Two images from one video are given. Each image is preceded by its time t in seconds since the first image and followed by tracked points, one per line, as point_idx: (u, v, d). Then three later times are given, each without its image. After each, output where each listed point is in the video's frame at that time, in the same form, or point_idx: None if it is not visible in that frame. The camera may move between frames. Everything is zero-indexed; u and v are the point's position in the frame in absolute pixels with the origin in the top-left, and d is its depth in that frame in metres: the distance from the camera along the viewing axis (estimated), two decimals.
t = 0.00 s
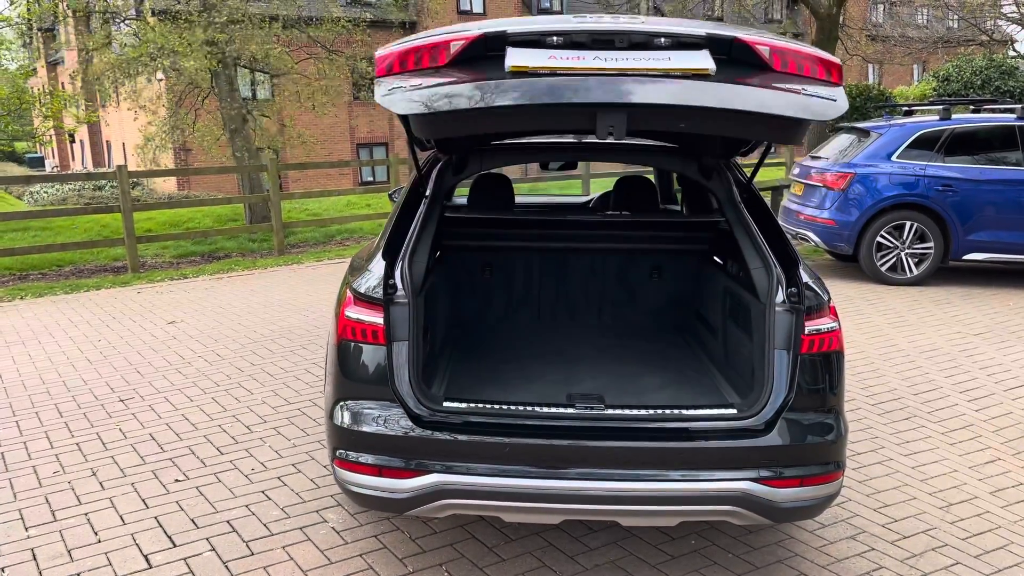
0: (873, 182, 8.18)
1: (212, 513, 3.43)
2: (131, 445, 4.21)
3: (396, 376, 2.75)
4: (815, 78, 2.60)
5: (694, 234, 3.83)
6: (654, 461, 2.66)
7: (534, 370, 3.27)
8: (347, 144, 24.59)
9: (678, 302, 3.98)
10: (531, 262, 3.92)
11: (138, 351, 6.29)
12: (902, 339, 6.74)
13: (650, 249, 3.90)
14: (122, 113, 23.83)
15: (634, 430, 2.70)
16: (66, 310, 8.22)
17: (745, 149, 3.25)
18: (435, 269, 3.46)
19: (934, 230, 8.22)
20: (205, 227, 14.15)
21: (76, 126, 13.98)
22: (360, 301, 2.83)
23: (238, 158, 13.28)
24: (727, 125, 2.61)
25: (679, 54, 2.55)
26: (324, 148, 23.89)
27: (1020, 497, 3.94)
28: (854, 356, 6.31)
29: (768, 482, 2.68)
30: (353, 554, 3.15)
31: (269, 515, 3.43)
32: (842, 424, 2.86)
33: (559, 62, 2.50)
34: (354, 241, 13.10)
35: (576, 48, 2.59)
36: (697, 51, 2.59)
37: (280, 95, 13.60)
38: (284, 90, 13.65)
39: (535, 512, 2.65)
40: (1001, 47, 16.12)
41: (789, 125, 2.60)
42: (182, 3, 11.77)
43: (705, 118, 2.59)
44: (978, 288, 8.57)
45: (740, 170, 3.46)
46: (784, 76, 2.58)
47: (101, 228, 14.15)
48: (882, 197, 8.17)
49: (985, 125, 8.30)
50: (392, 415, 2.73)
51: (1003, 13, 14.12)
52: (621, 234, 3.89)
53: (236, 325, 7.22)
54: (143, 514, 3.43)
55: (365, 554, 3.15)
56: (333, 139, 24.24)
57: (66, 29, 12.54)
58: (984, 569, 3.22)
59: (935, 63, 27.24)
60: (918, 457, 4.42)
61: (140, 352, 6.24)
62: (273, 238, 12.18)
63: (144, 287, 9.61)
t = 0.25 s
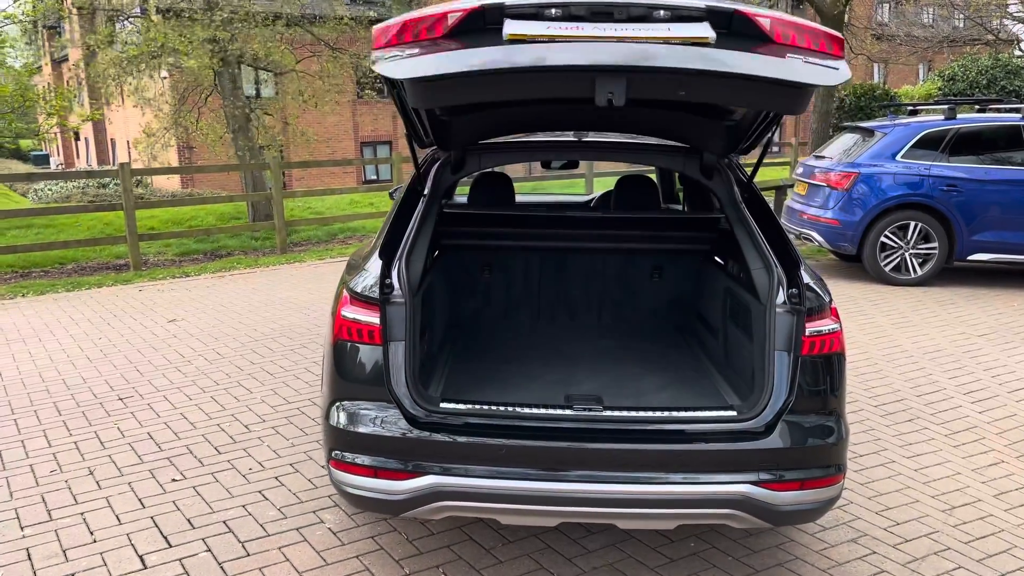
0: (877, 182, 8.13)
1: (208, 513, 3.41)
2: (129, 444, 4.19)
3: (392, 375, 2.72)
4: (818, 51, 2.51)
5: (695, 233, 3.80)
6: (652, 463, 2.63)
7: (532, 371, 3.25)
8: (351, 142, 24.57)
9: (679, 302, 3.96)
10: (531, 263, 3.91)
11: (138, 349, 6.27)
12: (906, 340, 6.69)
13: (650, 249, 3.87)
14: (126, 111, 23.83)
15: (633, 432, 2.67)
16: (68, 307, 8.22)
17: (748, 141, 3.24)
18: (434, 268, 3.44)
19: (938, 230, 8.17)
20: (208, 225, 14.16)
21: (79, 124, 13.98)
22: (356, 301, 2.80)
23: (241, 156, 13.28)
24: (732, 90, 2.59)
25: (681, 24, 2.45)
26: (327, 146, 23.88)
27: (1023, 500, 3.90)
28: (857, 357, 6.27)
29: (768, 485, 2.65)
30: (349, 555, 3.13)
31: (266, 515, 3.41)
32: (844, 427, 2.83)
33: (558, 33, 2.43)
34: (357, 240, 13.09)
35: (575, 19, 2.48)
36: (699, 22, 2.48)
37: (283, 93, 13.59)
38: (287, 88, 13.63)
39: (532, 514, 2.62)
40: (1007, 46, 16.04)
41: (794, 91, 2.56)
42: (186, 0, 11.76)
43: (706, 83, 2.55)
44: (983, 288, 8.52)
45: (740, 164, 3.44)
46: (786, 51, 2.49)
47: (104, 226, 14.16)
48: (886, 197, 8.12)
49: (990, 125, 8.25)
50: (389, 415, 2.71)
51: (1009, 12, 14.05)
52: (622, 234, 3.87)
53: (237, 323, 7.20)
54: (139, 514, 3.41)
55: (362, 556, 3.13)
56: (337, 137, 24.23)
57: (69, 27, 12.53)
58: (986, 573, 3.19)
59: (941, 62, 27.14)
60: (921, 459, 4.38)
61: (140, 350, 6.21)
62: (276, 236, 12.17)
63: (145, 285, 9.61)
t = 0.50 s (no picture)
0: (885, 181, 8.02)
1: (197, 516, 3.35)
2: (120, 444, 4.13)
3: (381, 378, 2.65)
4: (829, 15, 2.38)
5: (695, 233, 3.72)
6: (648, 471, 2.55)
7: (527, 373, 3.18)
8: (356, 139, 24.49)
9: (679, 302, 3.87)
10: (529, 262, 3.84)
11: (135, 347, 6.22)
12: (912, 342, 6.58)
13: (650, 249, 3.79)
14: (132, 106, 23.82)
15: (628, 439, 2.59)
16: (67, 303, 8.17)
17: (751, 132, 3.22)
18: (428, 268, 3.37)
19: (946, 230, 8.06)
20: (211, 221, 14.11)
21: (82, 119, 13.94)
22: (345, 301, 2.72)
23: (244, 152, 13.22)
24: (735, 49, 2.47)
25: None
26: (332, 143, 23.81)
27: None
28: (863, 359, 6.16)
29: (767, 494, 2.57)
30: (338, 562, 3.06)
31: (255, 518, 3.34)
32: (846, 434, 2.74)
33: None
34: (360, 237, 13.02)
35: None
36: None
37: (287, 89, 13.51)
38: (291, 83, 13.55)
39: (524, 522, 2.54)
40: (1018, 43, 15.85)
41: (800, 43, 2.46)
42: None
43: (708, 41, 2.42)
44: (991, 289, 8.40)
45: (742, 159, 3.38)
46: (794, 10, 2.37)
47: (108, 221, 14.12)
48: (893, 195, 8.01)
49: (1000, 123, 8.12)
50: (377, 418, 2.63)
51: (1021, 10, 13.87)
52: (621, 234, 3.78)
53: (236, 320, 7.14)
54: (127, 516, 3.35)
55: (351, 562, 3.05)
56: (342, 134, 24.16)
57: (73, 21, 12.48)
58: None
59: (951, 60, 26.91)
60: (927, 465, 4.29)
61: (136, 348, 6.15)
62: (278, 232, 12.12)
63: (146, 281, 9.56)
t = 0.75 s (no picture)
0: (896, 179, 7.86)
1: (181, 523, 3.25)
2: (108, 446, 4.05)
3: (365, 384, 2.54)
4: None
5: (697, 234, 3.58)
6: (643, 486, 2.43)
7: (522, 379, 3.08)
8: (364, 134, 24.41)
9: (681, 305, 3.76)
10: (526, 263, 3.73)
11: (130, 345, 6.14)
12: (923, 345, 6.43)
13: (650, 250, 3.66)
14: (140, 101, 23.81)
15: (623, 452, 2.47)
16: (67, 299, 8.11)
17: (754, 127, 3.09)
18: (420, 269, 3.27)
19: (958, 230, 7.90)
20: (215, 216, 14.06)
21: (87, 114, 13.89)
22: (328, 304, 2.62)
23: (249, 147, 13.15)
24: (743, 14, 2.30)
25: None
26: (339, 138, 23.73)
27: None
28: (871, 363, 6.02)
29: (768, 511, 2.45)
30: (323, 573, 2.95)
31: (240, 526, 3.24)
32: (853, 447, 2.62)
33: None
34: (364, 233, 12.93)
35: None
36: None
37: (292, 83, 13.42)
38: (296, 77, 13.46)
39: (513, 538, 2.43)
40: None
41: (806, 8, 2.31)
42: None
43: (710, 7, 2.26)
44: (1005, 290, 8.23)
45: (746, 158, 3.26)
46: None
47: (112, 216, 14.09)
48: (905, 194, 7.85)
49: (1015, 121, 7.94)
50: (361, 427, 2.52)
51: None
52: (620, 234, 3.65)
53: (234, 318, 7.06)
54: (109, 522, 3.25)
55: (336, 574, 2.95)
56: (350, 129, 24.08)
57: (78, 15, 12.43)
58: None
59: (965, 57, 26.59)
60: (936, 474, 4.16)
61: (131, 346, 6.07)
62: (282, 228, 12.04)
63: (147, 277, 9.50)
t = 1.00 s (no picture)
0: (912, 177, 7.67)
1: (162, 527, 3.15)
2: (94, 445, 3.96)
3: (344, 391, 2.43)
4: None
5: (697, 234, 3.44)
6: (634, 501, 2.31)
7: (512, 384, 2.96)
8: (375, 127, 24.31)
9: (682, 306, 3.63)
10: (521, 262, 3.61)
11: (128, 340, 6.07)
12: (937, 347, 6.26)
13: (650, 250, 3.53)
14: (152, 93, 23.82)
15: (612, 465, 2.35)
16: (69, 292, 8.06)
17: (756, 122, 2.94)
18: (409, 268, 3.17)
19: (975, 229, 7.71)
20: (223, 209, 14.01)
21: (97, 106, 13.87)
22: (307, 306, 2.51)
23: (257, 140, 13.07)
24: None
25: None
26: (350, 131, 23.66)
27: None
28: (882, 366, 5.86)
29: (766, 529, 2.32)
30: None
31: (222, 532, 3.14)
32: (857, 461, 2.48)
33: None
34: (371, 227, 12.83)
35: None
36: None
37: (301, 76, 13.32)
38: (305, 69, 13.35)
39: (496, 554, 2.32)
40: None
41: None
42: None
43: None
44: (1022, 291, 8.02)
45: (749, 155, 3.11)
46: None
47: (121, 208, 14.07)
48: (920, 192, 7.66)
49: None
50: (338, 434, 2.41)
51: None
52: (617, 233, 3.52)
53: (235, 313, 6.97)
54: (89, 526, 3.16)
55: None
56: (361, 122, 24.00)
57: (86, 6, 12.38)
58: None
59: (985, 51, 26.13)
60: (948, 485, 4.01)
61: (128, 342, 5.99)
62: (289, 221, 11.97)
63: (151, 270, 9.45)
